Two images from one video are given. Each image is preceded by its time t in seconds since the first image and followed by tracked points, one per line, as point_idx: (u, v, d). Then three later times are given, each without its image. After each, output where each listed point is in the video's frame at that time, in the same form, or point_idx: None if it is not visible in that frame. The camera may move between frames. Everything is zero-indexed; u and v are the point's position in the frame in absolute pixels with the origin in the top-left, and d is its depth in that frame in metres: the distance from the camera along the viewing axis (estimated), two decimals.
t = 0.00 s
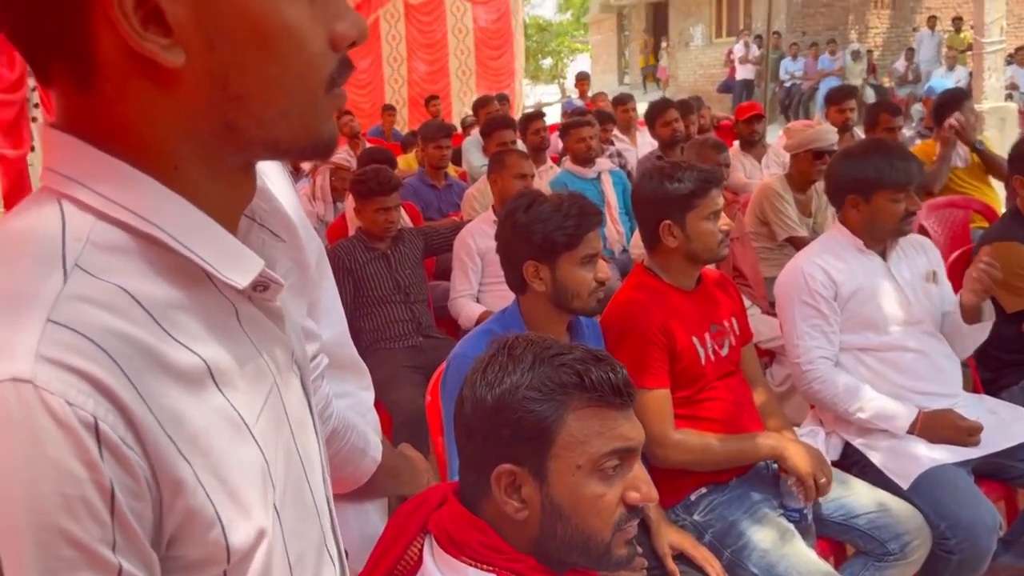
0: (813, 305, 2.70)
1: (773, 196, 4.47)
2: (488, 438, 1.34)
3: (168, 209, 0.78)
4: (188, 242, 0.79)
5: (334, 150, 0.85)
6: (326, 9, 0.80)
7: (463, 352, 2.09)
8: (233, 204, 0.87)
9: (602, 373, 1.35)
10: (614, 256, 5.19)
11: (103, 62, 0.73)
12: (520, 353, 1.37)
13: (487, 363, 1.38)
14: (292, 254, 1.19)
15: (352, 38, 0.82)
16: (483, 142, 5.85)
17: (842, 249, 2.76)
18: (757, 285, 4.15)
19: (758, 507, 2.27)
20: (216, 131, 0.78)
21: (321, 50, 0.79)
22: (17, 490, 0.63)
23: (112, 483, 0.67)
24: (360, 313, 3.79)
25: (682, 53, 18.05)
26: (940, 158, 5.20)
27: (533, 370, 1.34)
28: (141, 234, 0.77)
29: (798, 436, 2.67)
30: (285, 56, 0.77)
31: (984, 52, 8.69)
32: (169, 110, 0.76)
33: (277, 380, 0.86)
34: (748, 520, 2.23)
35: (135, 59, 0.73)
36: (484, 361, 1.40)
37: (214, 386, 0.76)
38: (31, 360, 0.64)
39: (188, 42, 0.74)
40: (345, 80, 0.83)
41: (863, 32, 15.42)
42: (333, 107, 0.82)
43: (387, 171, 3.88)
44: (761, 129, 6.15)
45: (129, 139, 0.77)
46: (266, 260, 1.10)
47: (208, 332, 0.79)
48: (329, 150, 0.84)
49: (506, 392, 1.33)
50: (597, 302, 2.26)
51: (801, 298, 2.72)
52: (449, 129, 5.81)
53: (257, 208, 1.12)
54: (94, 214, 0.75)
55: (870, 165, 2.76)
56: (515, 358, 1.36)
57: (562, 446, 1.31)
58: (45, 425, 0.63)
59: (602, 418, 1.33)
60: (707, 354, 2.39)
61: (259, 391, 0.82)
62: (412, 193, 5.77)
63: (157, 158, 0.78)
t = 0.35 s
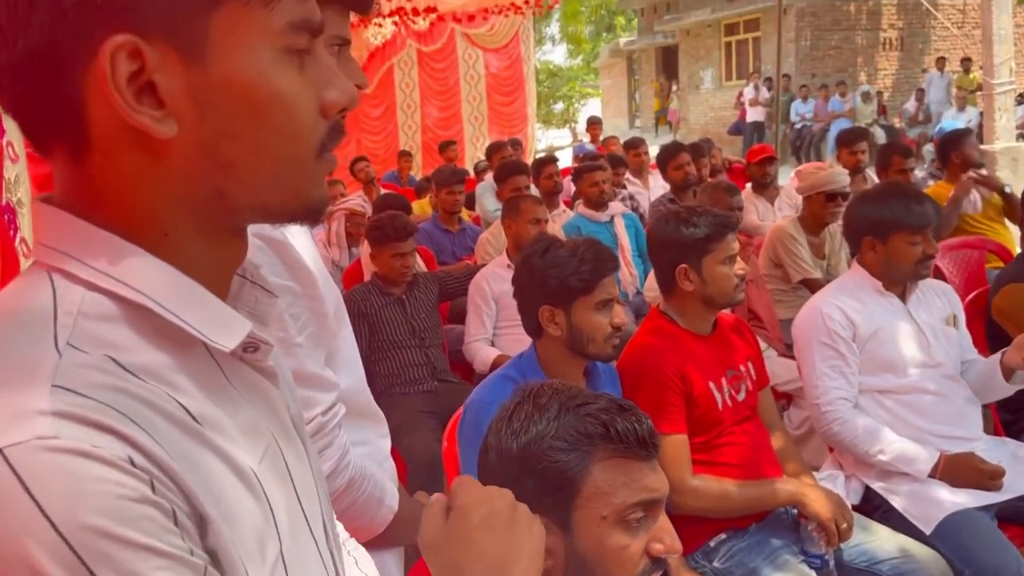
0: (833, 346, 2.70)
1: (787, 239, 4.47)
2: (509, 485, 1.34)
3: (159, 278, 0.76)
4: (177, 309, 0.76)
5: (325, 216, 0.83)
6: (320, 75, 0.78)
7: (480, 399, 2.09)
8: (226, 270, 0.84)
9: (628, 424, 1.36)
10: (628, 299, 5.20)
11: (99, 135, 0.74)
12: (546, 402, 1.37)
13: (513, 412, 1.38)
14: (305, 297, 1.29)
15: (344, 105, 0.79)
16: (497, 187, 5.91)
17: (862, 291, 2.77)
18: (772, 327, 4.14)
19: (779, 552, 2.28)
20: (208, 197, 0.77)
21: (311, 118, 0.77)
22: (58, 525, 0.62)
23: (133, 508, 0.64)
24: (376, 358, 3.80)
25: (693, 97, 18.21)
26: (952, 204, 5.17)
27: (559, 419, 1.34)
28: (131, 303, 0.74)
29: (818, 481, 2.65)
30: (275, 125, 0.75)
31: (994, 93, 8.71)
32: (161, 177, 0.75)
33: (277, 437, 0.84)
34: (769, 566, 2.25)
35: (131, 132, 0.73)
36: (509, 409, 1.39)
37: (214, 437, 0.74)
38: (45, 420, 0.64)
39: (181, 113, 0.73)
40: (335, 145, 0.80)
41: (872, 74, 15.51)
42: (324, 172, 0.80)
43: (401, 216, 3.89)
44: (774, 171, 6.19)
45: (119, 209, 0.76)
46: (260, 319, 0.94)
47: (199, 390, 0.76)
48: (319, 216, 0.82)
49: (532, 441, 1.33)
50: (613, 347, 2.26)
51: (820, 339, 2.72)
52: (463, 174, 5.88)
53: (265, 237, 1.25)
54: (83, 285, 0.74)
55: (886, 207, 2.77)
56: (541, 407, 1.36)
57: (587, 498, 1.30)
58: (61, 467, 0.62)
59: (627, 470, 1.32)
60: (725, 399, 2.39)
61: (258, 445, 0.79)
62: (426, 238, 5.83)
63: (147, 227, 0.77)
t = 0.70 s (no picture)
0: (816, 373, 2.71)
1: (769, 267, 4.49)
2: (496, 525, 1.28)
3: (115, 317, 0.80)
4: (126, 348, 0.80)
5: (281, 247, 0.87)
6: (274, 108, 0.83)
7: (467, 431, 2.10)
8: (183, 306, 0.88)
9: (615, 460, 1.28)
10: (612, 326, 5.21)
11: (43, 171, 0.77)
12: (532, 437, 1.30)
13: (497, 446, 1.31)
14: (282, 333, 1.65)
15: (299, 134, 0.84)
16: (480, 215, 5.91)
17: (845, 317, 2.79)
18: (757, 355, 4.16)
19: None
20: (160, 232, 0.81)
21: (266, 147, 0.82)
22: (27, 515, 0.66)
23: (129, 501, 0.70)
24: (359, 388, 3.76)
25: (675, 125, 18.35)
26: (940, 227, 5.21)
27: (545, 454, 1.28)
28: (81, 345, 0.78)
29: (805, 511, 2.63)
30: (225, 154, 0.79)
31: (971, 121, 8.81)
32: (109, 213, 0.80)
33: (243, 463, 0.91)
34: None
35: (76, 166, 0.77)
36: (494, 442, 1.32)
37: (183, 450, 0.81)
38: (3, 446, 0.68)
39: (128, 147, 0.78)
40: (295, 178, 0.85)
41: (852, 102, 15.68)
42: (280, 205, 0.85)
43: (384, 244, 3.86)
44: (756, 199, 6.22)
45: (69, 247, 0.80)
46: (219, 350, 0.97)
47: (154, 415, 0.81)
48: (276, 246, 0.86)
49: (516, 479, 1.27)
50: (599, 377, 2.25)
51: (804, 366, 2.72)
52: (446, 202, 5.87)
53: (238, 272, 1.59)
54: (28, 328, 0.77)
55: (860, 233, 2.82)
56: (525, 441, 1.29)
57: (575, 536, 1.26)
58: (24, 479, 0.67)
59: (615, 508, 1.27)
60: (709, 429, 2.38)
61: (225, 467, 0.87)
62: (409, 266, 5.81)
63: (99, 264, 0.81)
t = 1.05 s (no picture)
0: (769, 387, 2.72)
1: (722, 282, 4.51)
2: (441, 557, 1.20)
3: (35, 348, 0.77)
4: (48, 379, 0.76)
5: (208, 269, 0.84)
6: (199, 124, 0.81)
7: (417, 451, 2.04)
8: (107, 333, 0.85)
9: (565, 485, 1.20)
10: (567, 342, 5.21)
11: None
12: (480, 462, 1.23)
13: (446, 473, 1.24)
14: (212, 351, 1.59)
15: (224, 151, 0.82)
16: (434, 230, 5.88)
17: (797, 331, 2.81)
18: (710, 370, 4.18)
19: None
20: (73, 256, 0.77)
21: (190, 165, 0.79)
22: None
23: (52, 542, 0.67)
24: (310, 407, 3.69)
25: (630, 141, 18.54)
26: (889, 242, 5.33)
27: (494, 480, 1.20)
28: None
29: (759, 526, 2.63)
30: (146, 173, 0.76)
31: (916, 138, 9.01)
32: (21, 237, 0.76)
33: (176, 494, 0.87)
34: None
35: None
36: (443, 470, 1.26)
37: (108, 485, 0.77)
38: None
39: (35, 165, 0.74)
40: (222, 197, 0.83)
41: (802, 119, 15.99)
42: (206, 224, 0.82)
43: (335, 261, 3.80)
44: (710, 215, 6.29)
45: None
46: (150, 377, 0.93)
47: (78, 449, 0.77)
48: (204, 268, 0.83)
49: (462, 508, 1.19)
50: (552, 395, 2.22)
51: (757, 380, 2.73)
52: (399, 218, 5.83)
53: (166, 292, 1.54)
54: None
55: (805, 247, 2.88)
56: (473, 467, 1.22)
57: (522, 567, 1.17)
58: None
59: (564, 535, 1.19)
60: (663, 446, 2.37)
61: (157, 502, 0.83)
62: (363, 282, 5.75)
63: (13, 292, 0.78)
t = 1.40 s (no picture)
0: (729, 394, 2.73)
1: (681, 291, 4.55)
2: None
3: None
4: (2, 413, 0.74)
5: (163, 286, 0.83)
6: (152, 135, 0.80)
7: (376, 466, 2.00)
8: (53, 355, 0.85)
9: (528, 502, 1.18)
10: (528, 351, 5.20)
11: None
12: (442, 479, 1.21)
13: (407, 490, 1.22)
14: (165, 370, 1.50)
15: (180, 165, 0.80)
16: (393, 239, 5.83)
17: (755, 338, 2.84)
18: (669, 378, 4.19)
19: None
20: (21, 272, 0.76)
21: (144, 179, 0.78)
22: None
23: None
24: (266, 420, 3.63)
25: (589, 149, 18.66)
26: (838, 255, 5.43)
27: (455, 498, 1.17)
28: None
29: (719, 534, 2.64)
30: (98, 187, 0.75)
31: (868, 148, 9.16)
32: None
33: (127, 536, 0.83)
34: None
35: None
36: (404, 487, 1.23)
37: (45, 523, 0.72)
38: None
39: None
40: (176, 212, 0.81)
41: (757, 129, 16.21)
42: (161, 240, 0.81)
43: (291, 271, 3.75)
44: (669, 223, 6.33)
45: None
46: (104, 410, 0.93)
47: (29, 491, 0.74)
48: (159, 285, 0.82)
49: (423, 525, 1.16)
50: (513, 407, 2.20)
51: (716, 387, 2.74)
52: (357, 227, 5.77)
53: (117, 307, 1.45)
54: None
55: (762, 254, 2.91)
56: (434, 483, 1.20)
57: None
58: None
59: (525, 553, 1.17)
60: (623, 456, 2.37)
61: (102, 548, 0.78)
62: (320, 292, 5.69)
63: None
